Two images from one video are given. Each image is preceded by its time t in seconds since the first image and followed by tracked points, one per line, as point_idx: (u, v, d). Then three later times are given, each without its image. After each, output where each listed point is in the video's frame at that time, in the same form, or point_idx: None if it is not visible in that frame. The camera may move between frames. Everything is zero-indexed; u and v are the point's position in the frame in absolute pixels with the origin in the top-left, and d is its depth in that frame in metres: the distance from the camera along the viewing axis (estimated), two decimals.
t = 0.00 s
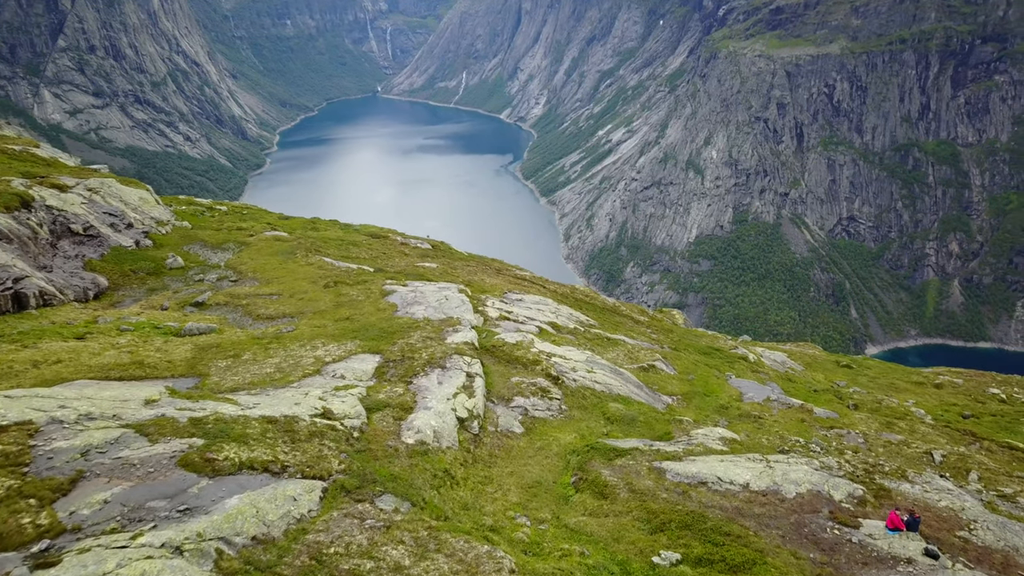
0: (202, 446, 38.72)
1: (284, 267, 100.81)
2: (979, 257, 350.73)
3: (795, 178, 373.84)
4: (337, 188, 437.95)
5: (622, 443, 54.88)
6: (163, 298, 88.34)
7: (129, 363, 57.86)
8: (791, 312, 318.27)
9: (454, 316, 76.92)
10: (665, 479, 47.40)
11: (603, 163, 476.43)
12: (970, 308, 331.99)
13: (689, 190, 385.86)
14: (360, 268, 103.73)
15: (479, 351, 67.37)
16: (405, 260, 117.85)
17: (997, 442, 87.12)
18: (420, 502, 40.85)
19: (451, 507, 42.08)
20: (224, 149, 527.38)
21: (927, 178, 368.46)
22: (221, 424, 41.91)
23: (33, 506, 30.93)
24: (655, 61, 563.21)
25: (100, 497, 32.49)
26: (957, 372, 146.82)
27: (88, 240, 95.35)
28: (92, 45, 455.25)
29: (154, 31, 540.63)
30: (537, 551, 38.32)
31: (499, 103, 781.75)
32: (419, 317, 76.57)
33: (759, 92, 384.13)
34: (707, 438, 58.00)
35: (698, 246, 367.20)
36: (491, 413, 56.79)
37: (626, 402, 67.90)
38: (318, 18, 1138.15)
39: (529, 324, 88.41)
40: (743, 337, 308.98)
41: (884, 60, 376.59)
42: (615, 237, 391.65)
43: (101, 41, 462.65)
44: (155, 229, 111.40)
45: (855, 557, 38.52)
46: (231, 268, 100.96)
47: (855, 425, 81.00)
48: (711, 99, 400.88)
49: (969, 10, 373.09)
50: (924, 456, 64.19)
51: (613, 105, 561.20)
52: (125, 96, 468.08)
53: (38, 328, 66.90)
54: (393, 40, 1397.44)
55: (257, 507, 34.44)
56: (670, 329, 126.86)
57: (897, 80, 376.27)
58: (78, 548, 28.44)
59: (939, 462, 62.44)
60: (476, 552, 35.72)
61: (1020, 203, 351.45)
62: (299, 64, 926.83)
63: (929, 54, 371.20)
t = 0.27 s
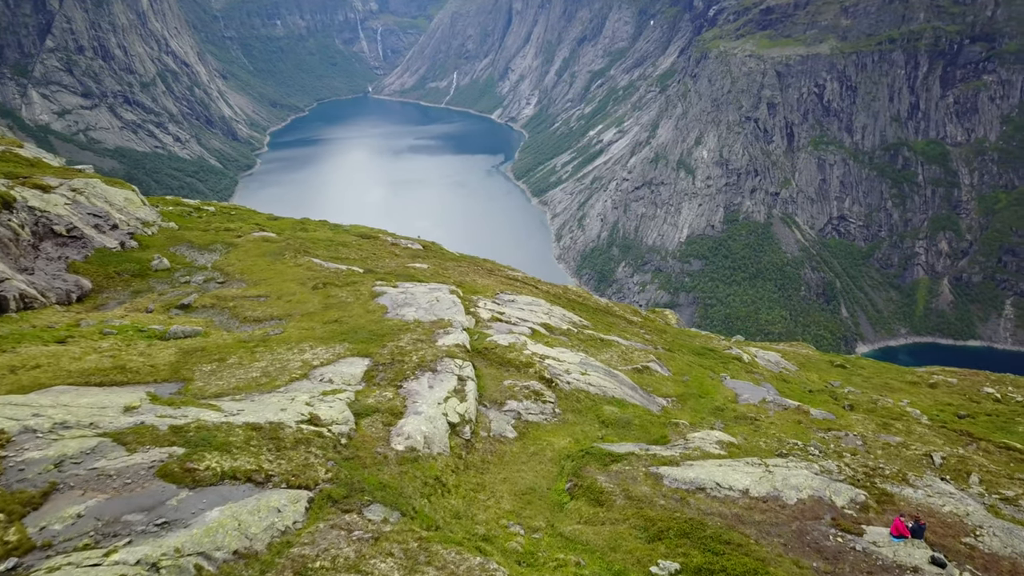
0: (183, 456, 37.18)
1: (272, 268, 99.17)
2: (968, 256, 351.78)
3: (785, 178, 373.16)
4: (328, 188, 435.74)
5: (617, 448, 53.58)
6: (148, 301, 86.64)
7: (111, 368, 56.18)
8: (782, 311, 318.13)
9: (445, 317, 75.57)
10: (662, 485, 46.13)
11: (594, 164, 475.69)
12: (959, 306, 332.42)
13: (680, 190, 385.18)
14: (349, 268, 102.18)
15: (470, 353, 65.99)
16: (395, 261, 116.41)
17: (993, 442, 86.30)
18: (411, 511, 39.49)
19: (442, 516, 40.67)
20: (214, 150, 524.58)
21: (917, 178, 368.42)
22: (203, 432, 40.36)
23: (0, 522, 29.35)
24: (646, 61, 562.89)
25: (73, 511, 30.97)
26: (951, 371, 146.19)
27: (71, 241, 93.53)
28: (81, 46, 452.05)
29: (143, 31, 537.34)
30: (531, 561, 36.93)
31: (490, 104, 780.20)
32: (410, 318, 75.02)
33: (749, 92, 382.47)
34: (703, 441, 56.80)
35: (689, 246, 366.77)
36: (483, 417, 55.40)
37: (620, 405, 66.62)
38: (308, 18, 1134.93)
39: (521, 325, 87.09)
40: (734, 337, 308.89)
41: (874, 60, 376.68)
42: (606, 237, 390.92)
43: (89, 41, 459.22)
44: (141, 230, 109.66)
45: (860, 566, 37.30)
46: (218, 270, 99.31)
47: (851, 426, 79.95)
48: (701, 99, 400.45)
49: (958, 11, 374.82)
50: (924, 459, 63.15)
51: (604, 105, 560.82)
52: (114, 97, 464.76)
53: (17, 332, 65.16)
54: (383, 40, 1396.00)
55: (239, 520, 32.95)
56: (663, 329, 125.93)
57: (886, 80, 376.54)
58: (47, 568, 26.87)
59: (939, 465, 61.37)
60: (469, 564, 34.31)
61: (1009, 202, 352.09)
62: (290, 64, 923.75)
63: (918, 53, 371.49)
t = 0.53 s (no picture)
0: (161, 465, 35.54)
1: (259, 269, 97.42)
2: (956, 255, 353.42)
3: (775, 178, 373.24)
4: (317, 189, 433.07)
5: (613, 452, 52.17)
6: (131, 303, 84.85)
7: (90, 373, 54.46)
8: (772, 310, 317.76)
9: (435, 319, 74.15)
10: (660, 491, 44.73)
11: (584, 164, 474.47)
12: (948, 305, 333.91)
13: (670, 190, 384.72)
14: (338, 269, 100.44)
15: (461, 356, 64.50)
16: (385, 261, 114.80)
17: (991, 442, 85.37)
18: (399, 521, 37.96)
19: (432, 525, 39.19)
20: (203, 151, 521.69)
21: (906, 177, 368.63)
22: (183, 440, 38.72)
23: None
24: (636, 61, 562.69)
25: (42, 527, 29.36)
26: (944, 370, 145.54)
27: (53, 243, 91.66)
28: (68, 46, 445.61)
29: (131, 32, 533.60)
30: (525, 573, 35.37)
31: (480, 104, 778.62)
32: (400, 320, 73.55)
33: (738, 92, 383.14)
34: (700, 445, 55.48)
35: (679, 246, 366.29)
36: (475, 422, 53.89)
37: (615, 408, 65.24)
38: (297, 18, 1131.15)
39: (513, 327, 85.69)
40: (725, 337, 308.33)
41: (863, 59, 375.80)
42: (597, 237, 389.95)
43: (76, 41, 454.70)
44: (126, 231, 107.91)
45: None
46: (204, 271, 97.53)
47: (848, 427, 78.84)
48: (691, 98, 400.07)
49: (945, 11, 377.21)
50: (924, 460, 62.07)
51: (594, 105, 560.09)
52: (102, 97, 461.34)
53: None
54: (373, 40, 1393.90)
55: (219, 534, 31.32)
56: (656, 329, 124.88)
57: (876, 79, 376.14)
58: None
59: (939, 467, 60.28)
60: None
61: (997, 201, 352.92)
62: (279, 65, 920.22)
63: (906, 53, 371.24)
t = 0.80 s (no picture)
0: (143, 476, 33.90)
1: (251, 270, 95.74)
2: (952, 254, 351.79)
3: (770, 177, 372.51)
4: (313, 189, 431.11)
5: (613, 458, 50.72)
6: (121, 304, 83.25)
7: (75, 377, 52.82)
8: (769, 309, 316.63)
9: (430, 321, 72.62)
10: (663, 499, 43.26)
11: (580, 164, 472.99)
12: (944, 304, 332.76)
13: (666, 189, 383.33)
14: (332, 270, 98.92)
15: (457, 359, 63.05)
16: (380, 262, 113.20)
17: (995, 444, 84.10)
18: (393, 532, 36.44)
19: (428, 536, 37.66)
20: (198, 151, 518.99)
21: (902, 176, 368.18)
22: (168, 449, 37.08)
23: None
24: (631, 61, 561.34)
25: (14, 543, 27.79)
26: (944, 370, 144.29)
27: (41, 244, 90.09)
28: (62, 46, 443.28)
29: (125, 32, 531.22)
30: None
31: (475, 104, 777.06)
32: (394, 322, 71.95)
33: (734, 92, 382.05)
34: (702, 449, 54.02)
35: (675, 246, 365.01)
36: (472, 427, 52.39)
37: (615, 411, 63.75)
38: (293, 18, 1128.48)
39: (509, 328, 84.20)
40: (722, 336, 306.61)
41: (857, 59, 375.07)
42: (593, 237, 388.90)
43: (70, 41, 450.22)
44: (116, 232, 106.31)
45: None
46: (195, 272, 95.89)
47: (851, 430, 77.49)
48: (686, 99, 399.05)
49: (939, 11, 372.34)
50: (930, 465, 60.65)
51: (590, 105, 558.55)
52: (96, 98, 457.98)
53: None
54: (369, 40, 1391.38)
55: (202, 549, 29.81)
56: (654, 329, 123.52)
57: (870, 79, 375.15)
58: None
59: (947, 471, 58.91)
60: None
61: (993, 200, 351.76)
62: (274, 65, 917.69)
63: (902, 53, 370.68)
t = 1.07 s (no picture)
0: (125, 485, 32.25)
1: (246, 269, 93.90)
2: (951, 254, 350.19)
3: (770, 177, 370.33)
4: (312, 189, 429.48)
5: (617, 463, 49.11)
6: (112, 304, 81.43)
7: (62, 381, 51.08)
8: (768, 309, 314.93)
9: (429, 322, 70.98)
10: (669, 507, 41.64)
11: (580, 163, 471.14)
12: (944, 304, 331.38)
13: (666, 189, 381.51)
14: (328, 270, 97.22)
15: (456, 360, 61.32)
16: (377, 261, 111.53)
17: (1005, 447, 82.60)
18: (388, 544, 34.78)
19: (425, 547, 36.07)
20: (198, 151, 515.50)
21: (901, 176, 366.75)
22: (152, 456, 35.38)
23: None
24: (631, 61, 559.51)
25: None
26: (949, 370, 142.75)
27: (31, 243, 88.51)
28: (61, 46, 438.16)
29: (125, 31, 529.38)
30: None
31: (475, 104, 775.15)
32: (391, 323, 70.28)
33: (733, 91, 380.43)
34: (708, 453, 52.47)
35: (675, 245, 363.07)
36: (471, 431, 50.74)
37: (617, 414, 62.29)
38: (292, 18, 1126.38)
39: (511, 329, 82.68)
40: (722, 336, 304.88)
41: (857, 58, 374.32)
42: (593, 237, 387.28)
43: (70, 41, 443.46)
44: (110, 231, 104.57)
45: None
46: (189, 272, 94.11)
47: (857, 432, 75.95)
48: (686, 98, 397.40)
49: (939, 10, 369.70)
50: (942, 469, 59.03)
51: (589, 104, 556.79)
52: (95, 98, 452.65)
53: None
54: (367, 40, 1388.86)
55: (186, 565, 28.14)
56: (656, 330, 121.84)
57: (869, 78, 373.90)
58: None
59: (959, 476, 57.35)
60: None
61: (992, 199, 350.16)
62: (273, 65, 915.76)
63: (902, 53, 368.90)
